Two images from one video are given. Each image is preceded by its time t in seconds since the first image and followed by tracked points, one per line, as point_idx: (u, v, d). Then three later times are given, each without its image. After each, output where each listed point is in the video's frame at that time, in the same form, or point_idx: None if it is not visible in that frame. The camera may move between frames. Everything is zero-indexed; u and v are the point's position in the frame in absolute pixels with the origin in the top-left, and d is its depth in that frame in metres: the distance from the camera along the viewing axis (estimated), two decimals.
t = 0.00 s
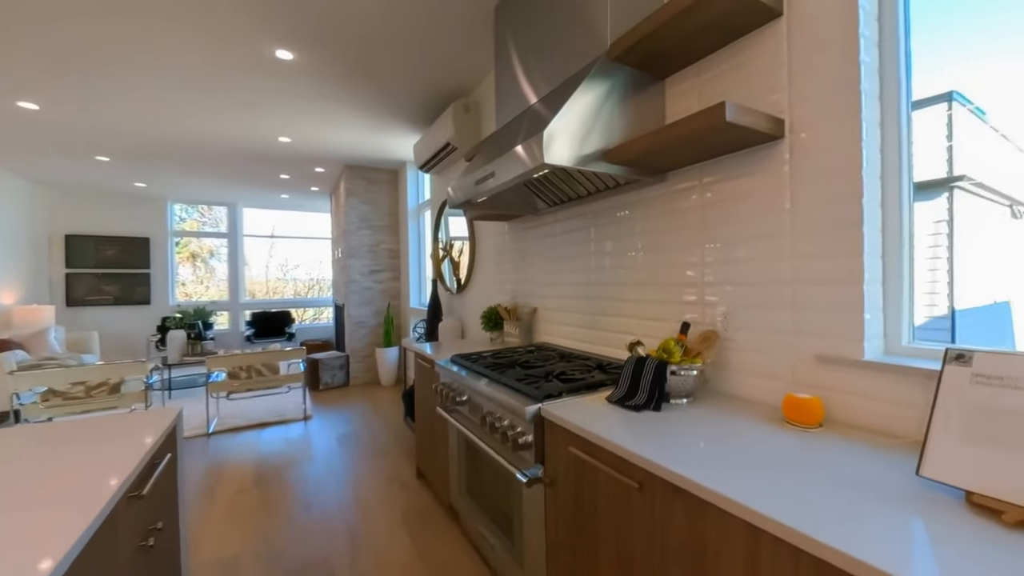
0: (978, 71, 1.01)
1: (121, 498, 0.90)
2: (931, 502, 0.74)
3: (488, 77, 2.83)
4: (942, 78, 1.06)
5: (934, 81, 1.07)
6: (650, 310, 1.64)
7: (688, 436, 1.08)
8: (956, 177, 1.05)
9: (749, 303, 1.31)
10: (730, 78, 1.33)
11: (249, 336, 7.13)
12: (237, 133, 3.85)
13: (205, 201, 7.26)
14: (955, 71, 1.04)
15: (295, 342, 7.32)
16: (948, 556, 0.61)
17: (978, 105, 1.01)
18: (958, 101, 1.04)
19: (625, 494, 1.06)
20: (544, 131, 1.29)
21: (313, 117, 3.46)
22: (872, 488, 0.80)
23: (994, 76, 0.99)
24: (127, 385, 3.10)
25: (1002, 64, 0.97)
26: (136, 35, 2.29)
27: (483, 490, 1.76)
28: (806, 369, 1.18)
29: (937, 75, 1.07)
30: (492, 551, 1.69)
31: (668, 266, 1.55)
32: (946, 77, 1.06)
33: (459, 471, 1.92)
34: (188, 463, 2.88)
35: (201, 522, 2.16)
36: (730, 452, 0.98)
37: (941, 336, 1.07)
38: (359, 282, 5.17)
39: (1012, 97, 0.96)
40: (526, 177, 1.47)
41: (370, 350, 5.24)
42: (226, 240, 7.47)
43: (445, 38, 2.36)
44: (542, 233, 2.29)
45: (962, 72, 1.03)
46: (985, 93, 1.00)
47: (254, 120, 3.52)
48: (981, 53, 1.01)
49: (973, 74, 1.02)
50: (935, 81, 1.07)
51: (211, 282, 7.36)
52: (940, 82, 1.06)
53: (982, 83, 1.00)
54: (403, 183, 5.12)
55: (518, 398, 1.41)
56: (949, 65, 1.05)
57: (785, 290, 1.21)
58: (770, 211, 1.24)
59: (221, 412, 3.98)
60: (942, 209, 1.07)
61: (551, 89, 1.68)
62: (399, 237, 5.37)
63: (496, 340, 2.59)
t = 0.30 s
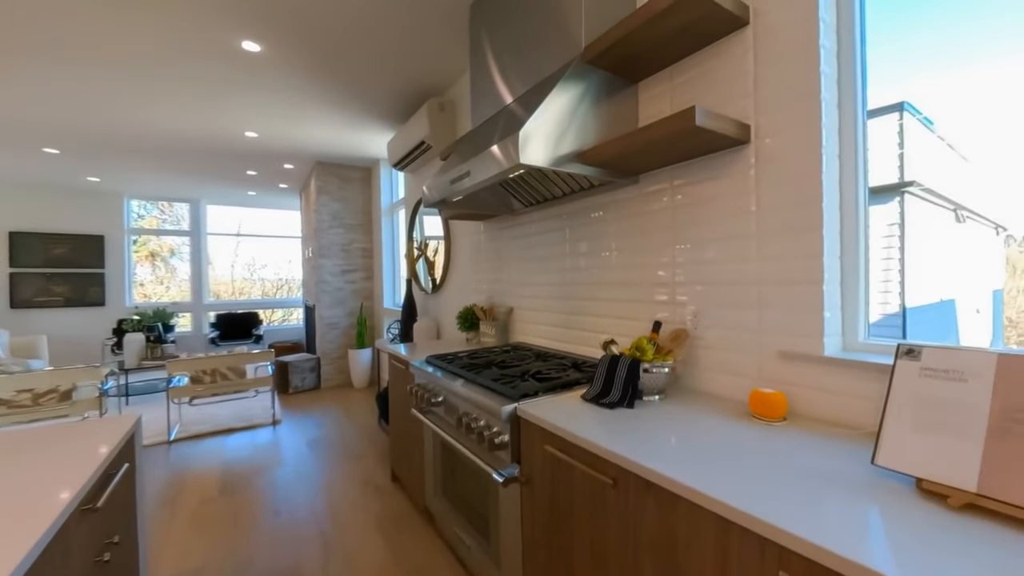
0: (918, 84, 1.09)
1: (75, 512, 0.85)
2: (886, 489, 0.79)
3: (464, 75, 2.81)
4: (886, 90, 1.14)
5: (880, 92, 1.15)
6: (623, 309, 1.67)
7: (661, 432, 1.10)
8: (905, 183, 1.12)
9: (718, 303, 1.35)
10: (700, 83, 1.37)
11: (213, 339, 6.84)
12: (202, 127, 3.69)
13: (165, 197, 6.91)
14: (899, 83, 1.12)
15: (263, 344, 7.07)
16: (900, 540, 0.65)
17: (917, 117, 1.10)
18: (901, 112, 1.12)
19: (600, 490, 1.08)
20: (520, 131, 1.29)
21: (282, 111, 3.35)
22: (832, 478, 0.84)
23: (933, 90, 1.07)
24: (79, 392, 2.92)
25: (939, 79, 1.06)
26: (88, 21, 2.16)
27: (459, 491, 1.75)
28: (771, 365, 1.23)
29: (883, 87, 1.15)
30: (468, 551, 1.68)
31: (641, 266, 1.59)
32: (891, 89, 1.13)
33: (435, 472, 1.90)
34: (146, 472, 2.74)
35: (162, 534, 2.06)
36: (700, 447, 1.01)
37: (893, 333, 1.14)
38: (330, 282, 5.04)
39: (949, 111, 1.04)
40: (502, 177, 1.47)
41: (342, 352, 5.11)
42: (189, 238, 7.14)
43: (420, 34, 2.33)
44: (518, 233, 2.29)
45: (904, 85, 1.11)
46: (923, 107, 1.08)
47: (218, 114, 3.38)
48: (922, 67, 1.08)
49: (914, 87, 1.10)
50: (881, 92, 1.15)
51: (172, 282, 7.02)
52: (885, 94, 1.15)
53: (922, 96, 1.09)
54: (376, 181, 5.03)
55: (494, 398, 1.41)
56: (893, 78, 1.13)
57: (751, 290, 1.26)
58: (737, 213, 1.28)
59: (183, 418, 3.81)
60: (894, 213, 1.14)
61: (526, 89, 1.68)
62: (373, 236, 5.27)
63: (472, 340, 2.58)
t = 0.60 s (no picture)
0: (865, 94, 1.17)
1: (22, 527, 0.79)
2: (844, 478, 0.84)
3: (439, 73, 2.79)
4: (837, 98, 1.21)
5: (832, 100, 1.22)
6: (598, 309, 1.69)
7: (634, 428, 1.13)
8: (861, 188, 1.18)
9: (688, 302, 1.39)
10: (672, 87, 1.40)
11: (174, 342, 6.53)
12: (162, 120, 3.52)
13: (122, 193, 6.54)
14: (848, 93, 1.19)
15: (228, 347, 6.79)
16: (856, 526, 0.68)
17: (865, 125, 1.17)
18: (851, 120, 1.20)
19: (575, 487, 1.09)
20: (495, 131, 1.30)
21: (248, 105, 3.23)
22: (795, 469, 0.88)
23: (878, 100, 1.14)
24: (25, 401, 2.73)
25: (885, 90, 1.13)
26: (33, 5, 2.03)
27: (434, 493, 1.73)
28: (738, 362, 1.27)
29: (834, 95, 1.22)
30: (443, 553, 1.67)
31: (615, 266, 1.61)
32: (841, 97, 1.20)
33: (410, 475, 1.88)
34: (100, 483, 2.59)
35: (119, 547, 1.96)
36: (671, 442, 1.03)
37: (851, 330, 1.20)
38: (300, 282, 4.90)
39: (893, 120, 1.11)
40: (477, 177, 1.47)
41: (312, 354, 4.97)
42: (148, 236, 6.79)
43: (394, 30, 2.29)
44: (494, 233, 2.29)
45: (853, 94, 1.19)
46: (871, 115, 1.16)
47: (180, 106, 3.23)
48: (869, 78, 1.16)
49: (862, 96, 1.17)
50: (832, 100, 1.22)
51: (129, 283, 6.65)
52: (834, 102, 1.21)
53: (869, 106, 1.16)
54: (348, 179, 4.92)
55: (470, 399, 1.41)
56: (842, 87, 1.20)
57: (720, 289, 1.30)
58: (707, 215, 1.32)
59: (141, 425, 3.62)
60: (851, 216, 1.20)
61: (502, 89, 1.68)
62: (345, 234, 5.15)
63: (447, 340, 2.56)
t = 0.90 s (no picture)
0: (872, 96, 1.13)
1: None
2: (807, 469, 0.88)
3: (413, 70, 2.76)
4: (835, 101, 1.20)
5: (837, 103, 1.20)
6: (573, 308, 1.71)
7: (608, 426, 1.15)
8: (821, 192, 1.24)
9: (660, 301, 1.42)
10: (645, 91, 1.43)
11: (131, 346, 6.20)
12: (117, 112, 3.33)
13: (73, 188, 6.15)
14: (857, 94, 1.16)
15: (191, 350, 6.50)
16: (817, 514, 0.72)
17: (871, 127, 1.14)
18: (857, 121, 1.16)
19: (551, 486, 1.10)
20: (471, 131, 1.29)
21: (211, 98, 3.10)
22: (762, 462, 0.91)
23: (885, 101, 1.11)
24: None
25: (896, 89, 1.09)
26: None
27: (410, 496, 1.71)
28: (708, 359, 1.31)
29: (840, 98, 1.19)
30: (419, 556, 1.65)
31: (589, 266, 1.64)
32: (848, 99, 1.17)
33: (384, 478, 1.85)
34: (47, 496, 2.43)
35: (70, 563, 1.84)
36: (644, 438, 1.06)
37: (812, 327, 1.26)
38: (268, 282, 4.73)
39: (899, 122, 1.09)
40: (452, 176, 1.46)
41: (281, 357, 4.81)
42: (102, 234, 6.39)
43: (367, 24, 2.25)
44: (469, 232, 2.28)
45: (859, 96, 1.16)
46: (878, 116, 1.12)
47: (137, 97, 3.07)
48: (877, 77, 1.13)
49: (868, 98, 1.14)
50: (838, 103, 1.20)
51: (81, 283, 6.27)
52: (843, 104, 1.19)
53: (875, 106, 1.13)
54: (319, 176, 4.79)
55: (446, 400, 1.40)
56: (850, 89, 1.17)
57: (690, 289, 1.34)
58: (677, 217, 1.36)
59: (94, 434, 3.41)
60: (812, 218, 1.26)
61: (478, 88, 1.67)
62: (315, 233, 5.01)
63: (422, 341, 2.53)
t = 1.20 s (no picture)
0: (887, 93, 1.09)
1: None
2: (767, 460, 0.92)
3: (383, 65, 2.70)
4: (807, 107, 1.23)
5: (849, 99, 1.15)
6: (545, 308, 1.72)
7: (579, 423, 1.16)
8: (780, 196, 1.30)
9: (629, 301, 1.45)
10: (614, 95, 1.46)
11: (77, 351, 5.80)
12: (60, 100, 3.11)
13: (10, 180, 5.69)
14: (870, 90, 1.12)
15: (144, 354, 6.14)
16: (777, 503, 0.75)
17: (886, 124, 1.09)
18: (867, 120, 1.12)
19: (523, 485, 1.10)
20: (442, 130, 1.28)
21: (166, 89, 2.94)
22: (726, 454, 0.95)
23: (902, 98, 1.07)
24: None
25: (911, 86, 1.05)
26: None
27: (380, 500, 1.68)
28: (675, 356, 1.35)
29: (853, 94, 1.14)
30: (390, 561, 1.62)
31: (560, 266, 1.65)
32: (861, 96, 1.13)
33: (353, 483, 1.80)
34: None
35: None
36: (615, 435, 1.08)
37: (771, 324, 1.32)
38: (229, 282, 4.52)
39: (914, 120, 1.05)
40: (423, 175, 1.44)
41: (243, 360, 4.62)
42: (43, 231, 5.93)
43: (334, 17, 2.18)
44: (441, 232, 2.26)
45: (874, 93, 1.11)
46: (894, 114, 1.08)
47: (82, 85, 2.88)
48: (892, 73, 1.08)
49: (882, 95, 1.10)
50: (850, 100, 1.15)
51: (19, 284, 5.81)
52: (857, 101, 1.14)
53: (890, 103, 1.08)
54: (283, 173, 4.62)
55: (417, 401, 1.38)
56: (864, 85, 1.13)
57: (658, 288, 1.38)
58: (646, 218, 1.39)
59: (34, 446, 3.17)
60: (772, 221, 1.32)
61: (449, 86, 1.66)
62: (280, 231, 4.83)
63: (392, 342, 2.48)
